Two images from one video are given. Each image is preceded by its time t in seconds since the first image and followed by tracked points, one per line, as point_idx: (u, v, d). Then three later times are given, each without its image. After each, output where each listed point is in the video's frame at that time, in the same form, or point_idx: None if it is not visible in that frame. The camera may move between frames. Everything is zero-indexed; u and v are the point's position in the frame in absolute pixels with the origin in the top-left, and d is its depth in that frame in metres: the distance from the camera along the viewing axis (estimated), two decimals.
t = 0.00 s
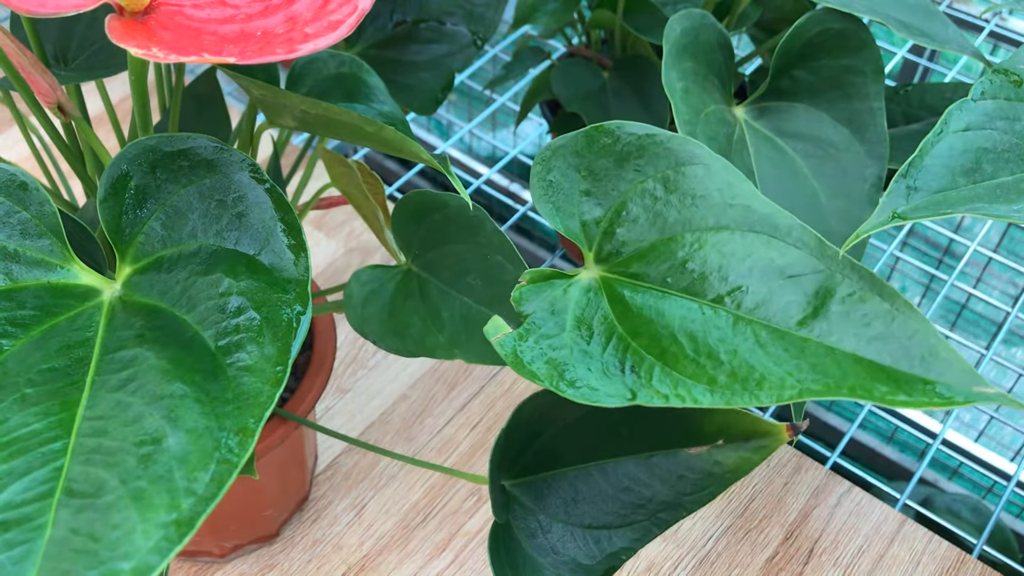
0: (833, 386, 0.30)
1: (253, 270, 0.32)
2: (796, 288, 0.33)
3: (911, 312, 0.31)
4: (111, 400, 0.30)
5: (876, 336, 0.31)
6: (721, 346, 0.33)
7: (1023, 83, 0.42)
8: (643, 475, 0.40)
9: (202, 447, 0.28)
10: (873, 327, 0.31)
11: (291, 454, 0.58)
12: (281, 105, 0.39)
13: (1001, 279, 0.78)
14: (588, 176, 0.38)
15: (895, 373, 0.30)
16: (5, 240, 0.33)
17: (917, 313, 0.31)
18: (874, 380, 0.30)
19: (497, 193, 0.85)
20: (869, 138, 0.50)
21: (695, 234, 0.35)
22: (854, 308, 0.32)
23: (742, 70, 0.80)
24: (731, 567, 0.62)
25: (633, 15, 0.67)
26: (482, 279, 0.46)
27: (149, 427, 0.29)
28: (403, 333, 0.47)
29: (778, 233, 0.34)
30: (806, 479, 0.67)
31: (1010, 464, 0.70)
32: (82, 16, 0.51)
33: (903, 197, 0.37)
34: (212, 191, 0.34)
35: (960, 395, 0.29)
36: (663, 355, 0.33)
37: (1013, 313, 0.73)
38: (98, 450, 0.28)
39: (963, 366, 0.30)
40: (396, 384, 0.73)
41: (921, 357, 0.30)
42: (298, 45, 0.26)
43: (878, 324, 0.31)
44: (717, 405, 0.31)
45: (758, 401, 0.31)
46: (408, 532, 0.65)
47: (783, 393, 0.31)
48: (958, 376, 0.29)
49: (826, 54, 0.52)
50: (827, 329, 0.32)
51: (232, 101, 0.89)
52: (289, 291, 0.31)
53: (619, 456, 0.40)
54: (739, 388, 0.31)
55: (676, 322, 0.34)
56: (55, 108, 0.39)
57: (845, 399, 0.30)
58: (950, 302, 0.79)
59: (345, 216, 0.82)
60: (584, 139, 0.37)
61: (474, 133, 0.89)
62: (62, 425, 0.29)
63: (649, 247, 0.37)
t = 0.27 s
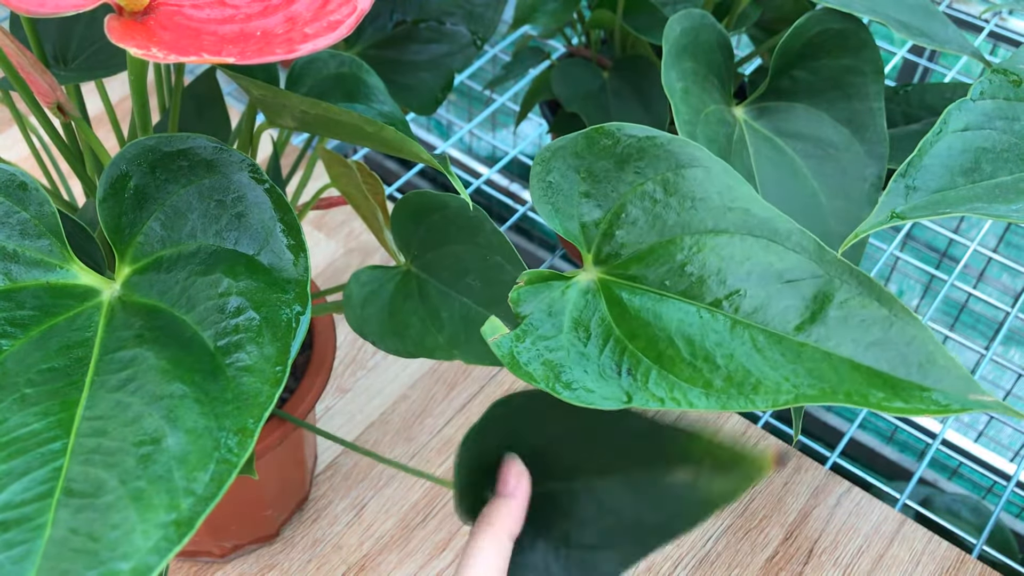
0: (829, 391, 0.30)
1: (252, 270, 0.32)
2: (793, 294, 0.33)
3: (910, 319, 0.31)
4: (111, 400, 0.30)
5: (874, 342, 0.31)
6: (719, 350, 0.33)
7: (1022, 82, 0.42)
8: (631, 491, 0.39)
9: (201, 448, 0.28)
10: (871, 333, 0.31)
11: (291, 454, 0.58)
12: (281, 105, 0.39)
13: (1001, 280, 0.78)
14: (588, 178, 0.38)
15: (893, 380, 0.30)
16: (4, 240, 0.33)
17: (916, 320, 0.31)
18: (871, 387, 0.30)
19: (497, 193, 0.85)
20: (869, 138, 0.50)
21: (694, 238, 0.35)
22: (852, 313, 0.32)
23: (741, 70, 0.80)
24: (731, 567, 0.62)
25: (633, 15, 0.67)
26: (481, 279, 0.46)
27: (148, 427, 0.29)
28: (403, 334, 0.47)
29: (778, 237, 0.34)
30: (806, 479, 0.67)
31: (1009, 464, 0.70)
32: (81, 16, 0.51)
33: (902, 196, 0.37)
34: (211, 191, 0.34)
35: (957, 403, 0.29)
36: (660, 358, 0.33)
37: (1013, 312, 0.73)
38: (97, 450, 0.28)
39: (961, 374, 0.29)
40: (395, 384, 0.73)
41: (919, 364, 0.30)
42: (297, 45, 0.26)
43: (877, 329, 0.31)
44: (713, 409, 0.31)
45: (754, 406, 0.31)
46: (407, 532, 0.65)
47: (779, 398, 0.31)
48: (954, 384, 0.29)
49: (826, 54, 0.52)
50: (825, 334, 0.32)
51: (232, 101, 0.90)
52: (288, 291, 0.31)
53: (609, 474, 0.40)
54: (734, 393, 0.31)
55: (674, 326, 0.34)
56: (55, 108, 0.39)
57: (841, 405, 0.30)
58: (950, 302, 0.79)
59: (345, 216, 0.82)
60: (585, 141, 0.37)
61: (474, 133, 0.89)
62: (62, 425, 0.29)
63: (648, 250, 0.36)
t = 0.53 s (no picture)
0: (828, 391, 0.30)
1: (251, 270, 0.32)
2: (793, 293, 0.33)
3: (909, 318, 0.31)
4: (110, 400, 0.30)
5: (873, 341, 0.31)
6: (717, 349, 0.33)
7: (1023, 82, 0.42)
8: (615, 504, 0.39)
9: (199, 448, 0.28)
10: (871, 333, 0.31)
11: (291, 454, 0.58)
12: (280, 105, 0.39)
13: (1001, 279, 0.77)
14: (587, 178, 0.37)
15: (891, 379, 0.30)
16: (4, 240, 0.33)
17: (915, 319, 0.31)
18: (869, 386, 0.30)
19: (497, 193, 0.85)
20: (869, 138, 0.50)
21: (693, 238, 0.35)
22: (852, 312, 0.32)
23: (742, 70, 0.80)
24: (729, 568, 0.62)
25: (633, 16, 0.67)
26: (481, 279, 0.46)
27: (147, 427, 0.29)
28: (402, 334, 0.47)
29: (777, 236, 0.34)
30: (806, 479, 0.67)
31: (1009, 464, 0.70)
32: (81, 16, 0.51)
33: (903, 196, 0.37)
34: (211, 191, 0.34)
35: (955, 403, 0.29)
36: (659, 357, 0.33)
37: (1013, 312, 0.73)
38: (96, 450, 0.28)
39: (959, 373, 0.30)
40: (396, 384, 0.73)
41: (918, 363, 0.30)
42: (295, 45, 0.26)
43: (876, 328, 0.31)
44: (711, 408, 0.31)
45: (751, 405, 0.31)
46: (407, 532, 0.65)
47: (777, 397, 0.31)
48: (954, 383, 0.29)
49: (826, 54, 0.51)
50: (824, 334, 0.32)
51: (233, 101, 0.90)
52: (287, 292, 0.31)
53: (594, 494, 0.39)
54: (733, 392, 0.31)
55: (673, 325, 0.34)
56: (55, 108, 0.39)
57: (839, 404, 0.30)
58: (950, 302, 0.79)
59: (345, 216, 0.82)
60: (583, 141, 0.37)
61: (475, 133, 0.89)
62: (60, 425, 0.29)
63: (648, 250, 0.36)
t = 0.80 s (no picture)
0: (830, 384, 0.30)
1: (249, 269, 0.32)
2: (792, 289, 0.33)
3: (910, 311, 0.31)
4: (108, 399, 0.30)
5: (874, 335, 0.31)
6: (718, 345, 0.33)
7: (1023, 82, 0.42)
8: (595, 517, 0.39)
9: (198, 447, 0.28)
10: (871, 327, 0.31)
11: (291, 454, 0.58)
12: (279, 105, 0.39)
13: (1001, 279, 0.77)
14: (586, 175, 0.37)
15: (893, 373, 0.30)
16: (2, 239, 0.33)
17: (915, 312, 0.31)
18: (870, 380, 0.30)
19: (497, 193, 0.85)
20: (869, 138, 0.50)
21: (692, 234, 0.35)
22: (851, 307, 0.32)
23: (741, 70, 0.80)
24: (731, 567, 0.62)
25: (633, 16, 0.67)
26: (480, 278, 0.46)
27: (145, 426, 0.29)
28: (401, 333, 0.46)
29: (777, 232, 0.34)
30: (806, 479, 0.67)
31: (1010, 464, 0.70)
32: (81, 16, 0.51)
33: (904, 197, 0.37)
34: (209, 190, 0.34)
35: (958, 396, 0.29)
36: (659, 353, 0.33)
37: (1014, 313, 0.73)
38: (93, 449, 0.28)
39: (960, 366, 0.29)
40: (396, 384, 0.73)
41: (918, 357, 0.30)
42: (291, 44, 0.26)
43: (876, 323, 0.31)
44: (712, 403, 0.31)
45: (753, 399, 0.31)
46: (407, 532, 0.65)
47: (779, 392, 0.30)
48: (954, 375, 0.29)
49: (826, 54, 0.51)
50: (824, 329, 0.32)
51: (233, 101, 0.90)
52: (286, 290, 0.31)
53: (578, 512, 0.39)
54: (734, 387, 0.31)
55: (673, 322, 0.34)
56: (54, 108, 0.39)
57: (841, 397, 0.29)
58: (950, 302, 0.78)
59: (345, 216, 0.82)
60: (582, 137, 0.37)
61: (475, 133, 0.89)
62: (58, 425, 0.29)
63: (646, 247, 0.37)
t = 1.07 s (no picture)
0: (832, 384, 0.30)
1: (249, 268, 0.32)
2: (794, 289, 0.33)
3: (911, 311, 0.31)
4: (106, 397, 0.30)
5: (876, 335, 0.31)
6: (719, 345, 0.33)
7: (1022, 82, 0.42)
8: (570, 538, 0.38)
9: (193, 444, 0.28)
10: (872, 327, 0.31)
11: (290, 454, 0.58)
12: (280, 104, 0.40)
13: (1000, 280, 0.77)
14: (587, 175, 0.37)
15: (894, 372, 0.30)
16: (2, 238, 0.33)
17: (916, 312, 0.31)
18: (872, 379, 0.30)
19: (497, 194, 0.85)
20: (869, 138, 0.50)
21: (694, 234, 0.35)
22: (853, 307, 0.32)
23: (741, 70, 0.80)
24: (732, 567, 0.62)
25: (633, 16, 0.67)
26: (480, 278, 0.46)
27: (141, 423, 0.29)
28: (401, 332, 0.46)
29: (777, 233, 0.34)
30: (806, 479, 0.67)
31: (1009, 464, 0.70)
32: (81, 15, 0.51)
33: (903, 197, 0.37)
34: (209, 189, 0.34)
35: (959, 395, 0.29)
36: (661, 353, 0.33)
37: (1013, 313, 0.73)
38: (90, 446, 0.28)
39: (961, 365, 0.30)
40: (396, 384, 0.73)
41: (920, 356, 0.30)
42: (291, 39, 0.26)
43: (877, 322, 0.31)
44: (715, 403, 0.31)
45: (755, 399, 0.31)
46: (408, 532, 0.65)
47: (781, 392, 0.30)
48: (955, 375, 0.29)
49: (826, 54, 0.51)
50: (826, 328, 0.32)
51: (233, 101, 0.90)
52: (284, 289, 0.31)
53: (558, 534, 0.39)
54: (737, 387, 0.31)
55: (675, 322, 0.34)
56: (54, 109, 0.39)
57: (843, 397, 0.29)
58: (950, 302, 0.79)
59: (345, 216, 0.82)
60: (582, 137, 0.37)
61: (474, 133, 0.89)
62: (55, 421, 0.29)
63: (648, 247, 0.37)
